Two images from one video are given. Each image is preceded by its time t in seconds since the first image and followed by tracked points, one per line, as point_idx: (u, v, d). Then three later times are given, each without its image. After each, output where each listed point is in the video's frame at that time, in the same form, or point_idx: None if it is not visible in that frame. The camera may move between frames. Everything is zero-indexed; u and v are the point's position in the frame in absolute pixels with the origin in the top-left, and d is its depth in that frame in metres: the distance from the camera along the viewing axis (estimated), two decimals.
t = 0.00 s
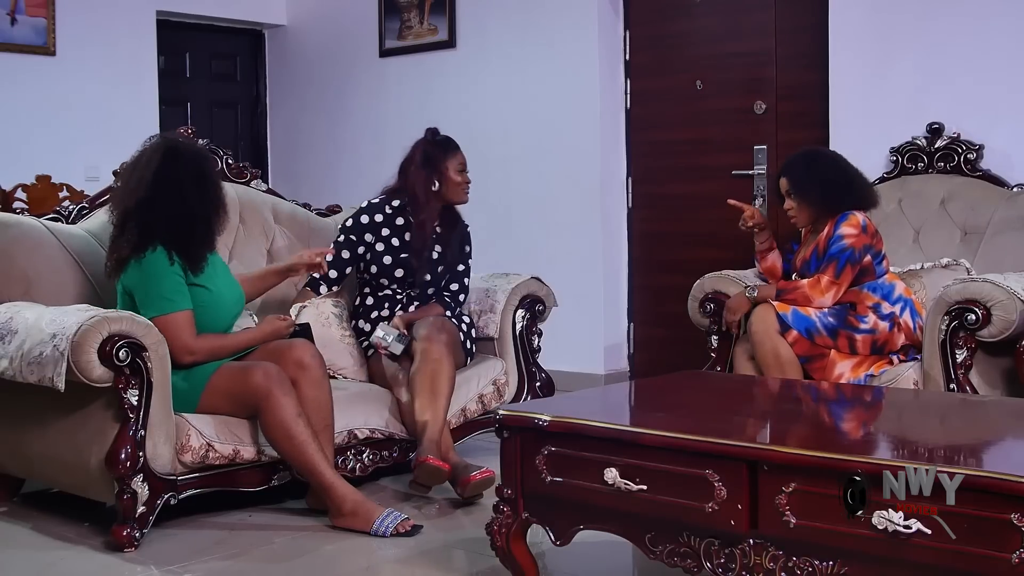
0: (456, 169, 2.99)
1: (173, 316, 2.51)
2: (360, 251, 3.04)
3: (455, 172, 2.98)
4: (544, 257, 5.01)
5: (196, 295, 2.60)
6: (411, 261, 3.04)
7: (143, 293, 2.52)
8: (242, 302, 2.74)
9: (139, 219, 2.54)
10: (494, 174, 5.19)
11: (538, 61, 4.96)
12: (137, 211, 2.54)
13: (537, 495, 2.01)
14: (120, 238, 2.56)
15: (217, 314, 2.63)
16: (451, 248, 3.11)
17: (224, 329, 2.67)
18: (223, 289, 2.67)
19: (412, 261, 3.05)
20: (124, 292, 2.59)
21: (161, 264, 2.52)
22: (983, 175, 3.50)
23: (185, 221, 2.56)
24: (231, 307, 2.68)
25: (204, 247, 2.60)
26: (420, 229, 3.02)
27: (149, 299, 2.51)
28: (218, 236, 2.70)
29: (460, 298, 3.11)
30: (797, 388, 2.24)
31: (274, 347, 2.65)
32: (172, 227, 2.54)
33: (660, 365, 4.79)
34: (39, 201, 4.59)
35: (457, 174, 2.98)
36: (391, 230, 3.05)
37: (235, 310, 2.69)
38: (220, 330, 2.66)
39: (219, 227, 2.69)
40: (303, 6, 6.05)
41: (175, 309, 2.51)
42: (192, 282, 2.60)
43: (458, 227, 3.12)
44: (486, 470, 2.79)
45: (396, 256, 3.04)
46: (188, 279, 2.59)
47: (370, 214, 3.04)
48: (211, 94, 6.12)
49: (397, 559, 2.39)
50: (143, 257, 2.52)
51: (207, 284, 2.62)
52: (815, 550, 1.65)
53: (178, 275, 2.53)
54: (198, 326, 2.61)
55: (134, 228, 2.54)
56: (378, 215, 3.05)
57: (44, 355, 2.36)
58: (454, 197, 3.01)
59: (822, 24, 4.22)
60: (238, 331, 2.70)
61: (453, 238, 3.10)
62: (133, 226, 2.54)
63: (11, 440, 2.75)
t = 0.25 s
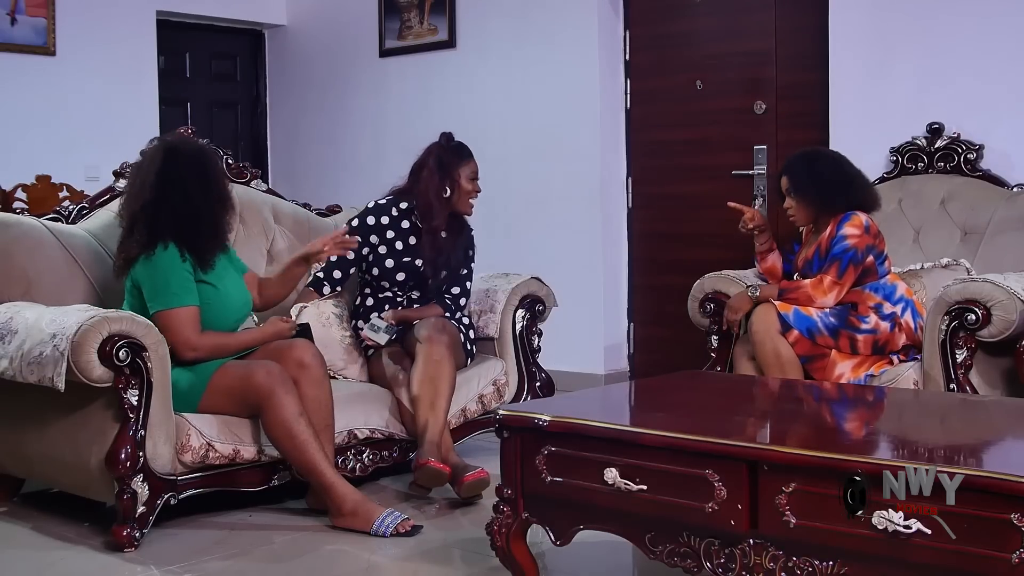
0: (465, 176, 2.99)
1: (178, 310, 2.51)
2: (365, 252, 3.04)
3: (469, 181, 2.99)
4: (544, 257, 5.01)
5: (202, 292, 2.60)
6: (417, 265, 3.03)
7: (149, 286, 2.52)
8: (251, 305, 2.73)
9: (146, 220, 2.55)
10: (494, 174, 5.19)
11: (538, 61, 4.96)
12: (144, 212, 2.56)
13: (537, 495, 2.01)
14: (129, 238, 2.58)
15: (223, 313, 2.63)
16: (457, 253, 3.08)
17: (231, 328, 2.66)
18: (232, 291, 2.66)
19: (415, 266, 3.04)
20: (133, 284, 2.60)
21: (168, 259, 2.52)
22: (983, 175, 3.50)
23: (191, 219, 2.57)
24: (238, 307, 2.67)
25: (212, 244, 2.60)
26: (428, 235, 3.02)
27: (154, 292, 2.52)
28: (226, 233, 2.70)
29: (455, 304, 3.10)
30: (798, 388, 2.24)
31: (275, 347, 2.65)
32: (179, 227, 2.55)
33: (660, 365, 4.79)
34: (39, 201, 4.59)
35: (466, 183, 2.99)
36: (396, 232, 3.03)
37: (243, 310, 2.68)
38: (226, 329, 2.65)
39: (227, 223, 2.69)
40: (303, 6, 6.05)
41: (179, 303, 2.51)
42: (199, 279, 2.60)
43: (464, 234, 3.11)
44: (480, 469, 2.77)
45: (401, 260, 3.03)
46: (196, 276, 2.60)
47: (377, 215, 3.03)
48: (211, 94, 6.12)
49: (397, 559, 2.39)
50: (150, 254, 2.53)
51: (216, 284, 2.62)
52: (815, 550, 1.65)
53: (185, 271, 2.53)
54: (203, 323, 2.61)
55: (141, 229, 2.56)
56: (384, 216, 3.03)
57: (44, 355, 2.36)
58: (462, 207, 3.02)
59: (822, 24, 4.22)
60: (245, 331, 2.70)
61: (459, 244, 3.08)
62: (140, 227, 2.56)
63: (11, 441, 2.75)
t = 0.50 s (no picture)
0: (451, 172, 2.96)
1: (178, 310, 2.51)
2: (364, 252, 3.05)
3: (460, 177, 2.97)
4: (544, 257, 5.01)
5: (203, 291, 2.60)
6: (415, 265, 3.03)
7: (149, 285, 2.52)
8: (253, 305, 2.72)
9: (147, 218, 2.56)
10: (494, 174, 5.20)
11: (538, 61, 4.96)
12: (145, 210, 2.57)
13: (537, 495, 2.01)
14: (130, 236, 2.59)
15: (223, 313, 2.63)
16: (455, 253, 3.07)
17: (231, 328, 2.66)
18: (232, 291, 2.65)
19: (413, 267, 3.04)
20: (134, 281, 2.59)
21: (169, 258, 2.52)
22: (983, 175, 3.50)
23: (192, 218, 2.57)
24: (239, 309, 2.67)
25: (213, 243, 2.59)
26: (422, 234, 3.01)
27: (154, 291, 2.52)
28: (230, 236, 2.69)
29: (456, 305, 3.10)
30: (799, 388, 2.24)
31: (274, 346, 2.64)
32: (178, 225, 2.55)
33: (660, 365, 4.79)
34: (39, 201, 4.59)
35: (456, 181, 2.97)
36: (393, 231, 3.03)
37: (244, 311, 2.68)
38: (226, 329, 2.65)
39: (231, 225, 2.68)
40: (303, 6, 6.05)
41: (179, 303, 2.51)
42: (201, 279, 2.59)
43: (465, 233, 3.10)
44: (475, 472, 2.76)
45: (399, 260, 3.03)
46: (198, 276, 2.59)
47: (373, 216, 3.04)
48: (211, 94, 6.13)
49: (397, 559, 2.39)
50: (150, 253, 2.53)
51: (217, 283, 2.61)
52: (814, 550, 1.65)
53: (186, 271, 2.53)
54: (203, 322, 2.61)
55: (141, 226, 2.56)
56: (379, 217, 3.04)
57: (44, 355, 2.36)
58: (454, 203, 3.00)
59: (822, 24, 4.22)
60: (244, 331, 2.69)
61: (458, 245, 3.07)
62: (141, 224, 2.56)
63: (11, 441, 2.75)
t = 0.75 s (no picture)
0: (404, 162, 3.02)
1: (185, 310, 2.52)
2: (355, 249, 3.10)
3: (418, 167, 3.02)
4: (544, 257, 5.01)
5: (209, 293, 2.60)
6: (401, 261, 3.06)
7: (157, 285, 2.53)
8: (257, 308, 2.73)
9: (157, 217, 2.55)
10: (493, 174, 5.20)
11: (537, 62, 4.96)
12: (155, 210, 2.56)
13: (537, 494, 2.01)
14: (138, 236, 2.58)
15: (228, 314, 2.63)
16: (443, 251, 3.09)
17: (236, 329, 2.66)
18: (238, 294, 2.66)
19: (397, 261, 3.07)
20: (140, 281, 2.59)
21: (178, 259, 2.53)
22: (983, 175, 3.50)
23: (202, 219, 2.57)
24: (244, 310, 2.67)
25: (222, 245, 2.61)
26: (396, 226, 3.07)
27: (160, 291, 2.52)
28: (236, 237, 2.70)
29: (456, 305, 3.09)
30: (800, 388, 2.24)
31: (275, 346, 2.64)
32: (189, 226, 2.55)
33: (660, 365, 4.79)
34: (39, 201, 4.59)
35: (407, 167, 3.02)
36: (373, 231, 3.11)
37: (249, 312, 2.69)
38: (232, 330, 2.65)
39: (238, 226, 2.69)
40: (303, 6, 6.05)
41: (186, 303, 2.52)
42: (208, 279, 2.60)
43: (455, 230, 3.11)
44: (476, 469, 2.76)
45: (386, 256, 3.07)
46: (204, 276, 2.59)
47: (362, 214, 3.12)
48: (211, 94, 6.13)
49: (397, 559, 2.38)
50: (159, 253, 2.53)
51: (223, 285, 2.62)
52: (815, 550, 1.65)
53: (194, 272, 2.54)
54: (208, 322, 2.61)
55: (151, 226, 2.55)
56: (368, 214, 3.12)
57: (45, 355, 2.36)
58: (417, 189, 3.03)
59: (822, 24, 4.22)
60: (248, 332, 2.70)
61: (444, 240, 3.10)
62: (151, 224, 2.56)
63: (11, 441, 2.75)
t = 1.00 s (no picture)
0: (377, 159, 3.07)
1: (185, 310, 2.52)
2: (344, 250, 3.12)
3: (387, 162, 3.05)
4: (544, 257, 5.01)
5: (209, 293, 2.60)
6: (385, 258, 3.06)
7: (156, 285, 2.53)
8: (257, 308, 2.73)
9: (159, 217, 2.56)
10: (493, 174, 5.20)
11: (537, 62, 4.96)
12: (157, 209, 2.56)
13: (537, 494, 2.01)
14: (140, 234, 2.59)
15: (228, 314, 2.63)
16: (423, 252, 3.07)
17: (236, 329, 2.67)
18: (239, 294, 2.66)
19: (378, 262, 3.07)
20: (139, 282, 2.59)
21: (179, 258, 2.53)
22: (983, 175, 3.51)
23: (205, 219, 2.58)
24: (244, 311, 2.67)
25: (224, 246, 2.61)
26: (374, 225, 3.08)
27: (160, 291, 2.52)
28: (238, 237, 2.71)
29: (456, 298, 3.05)
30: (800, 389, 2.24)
31: (275, 346, 2.65)
32: (191, 226, 2.56)
33: (660, 365, 4.79)
34: (39, 201, 4.58)
35: (377, 163, 3.06)
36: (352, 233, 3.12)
37: (248, 312, 2.69)
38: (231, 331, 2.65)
39: (239, 226, 2.70)
40: (303, 6, 6.05)
41: (187, 304, 2.52)
42: (207, 280, 2.60)
43: (434, 223, 3.08)
44: (477, 468, 2.76)
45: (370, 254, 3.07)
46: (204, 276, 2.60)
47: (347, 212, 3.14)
48: (211, 94, 6.13)
49: (397, 559, 2.38)
50: (160, 252, 2.54)
51: (223, 285, 2.62)
52: (815, 550, 1.65)
53: (194, 272, 2.54)
54: (208, 323, 2.61)
55: (153, 225, 2.56)
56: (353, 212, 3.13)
57: (44, 354, 2.36)
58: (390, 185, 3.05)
59: (822, 24, 4.22)
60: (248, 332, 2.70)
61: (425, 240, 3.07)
62: (153, 224, 2.56)
63: (11, 441, 2.75)
